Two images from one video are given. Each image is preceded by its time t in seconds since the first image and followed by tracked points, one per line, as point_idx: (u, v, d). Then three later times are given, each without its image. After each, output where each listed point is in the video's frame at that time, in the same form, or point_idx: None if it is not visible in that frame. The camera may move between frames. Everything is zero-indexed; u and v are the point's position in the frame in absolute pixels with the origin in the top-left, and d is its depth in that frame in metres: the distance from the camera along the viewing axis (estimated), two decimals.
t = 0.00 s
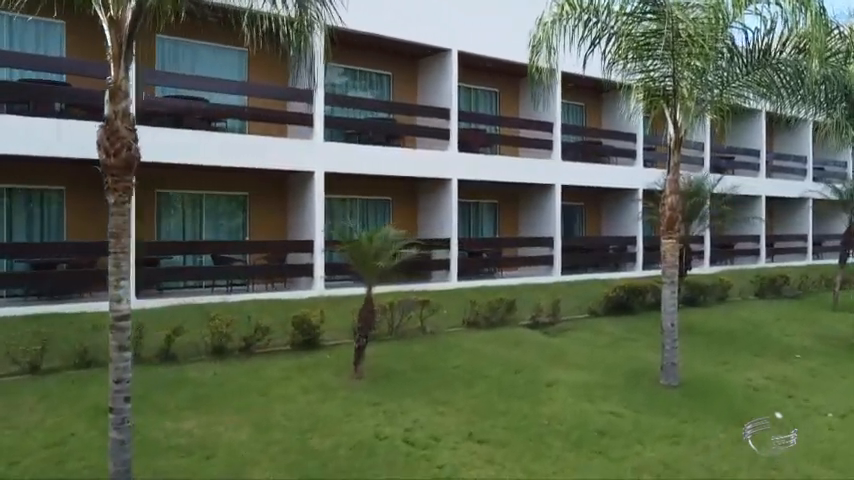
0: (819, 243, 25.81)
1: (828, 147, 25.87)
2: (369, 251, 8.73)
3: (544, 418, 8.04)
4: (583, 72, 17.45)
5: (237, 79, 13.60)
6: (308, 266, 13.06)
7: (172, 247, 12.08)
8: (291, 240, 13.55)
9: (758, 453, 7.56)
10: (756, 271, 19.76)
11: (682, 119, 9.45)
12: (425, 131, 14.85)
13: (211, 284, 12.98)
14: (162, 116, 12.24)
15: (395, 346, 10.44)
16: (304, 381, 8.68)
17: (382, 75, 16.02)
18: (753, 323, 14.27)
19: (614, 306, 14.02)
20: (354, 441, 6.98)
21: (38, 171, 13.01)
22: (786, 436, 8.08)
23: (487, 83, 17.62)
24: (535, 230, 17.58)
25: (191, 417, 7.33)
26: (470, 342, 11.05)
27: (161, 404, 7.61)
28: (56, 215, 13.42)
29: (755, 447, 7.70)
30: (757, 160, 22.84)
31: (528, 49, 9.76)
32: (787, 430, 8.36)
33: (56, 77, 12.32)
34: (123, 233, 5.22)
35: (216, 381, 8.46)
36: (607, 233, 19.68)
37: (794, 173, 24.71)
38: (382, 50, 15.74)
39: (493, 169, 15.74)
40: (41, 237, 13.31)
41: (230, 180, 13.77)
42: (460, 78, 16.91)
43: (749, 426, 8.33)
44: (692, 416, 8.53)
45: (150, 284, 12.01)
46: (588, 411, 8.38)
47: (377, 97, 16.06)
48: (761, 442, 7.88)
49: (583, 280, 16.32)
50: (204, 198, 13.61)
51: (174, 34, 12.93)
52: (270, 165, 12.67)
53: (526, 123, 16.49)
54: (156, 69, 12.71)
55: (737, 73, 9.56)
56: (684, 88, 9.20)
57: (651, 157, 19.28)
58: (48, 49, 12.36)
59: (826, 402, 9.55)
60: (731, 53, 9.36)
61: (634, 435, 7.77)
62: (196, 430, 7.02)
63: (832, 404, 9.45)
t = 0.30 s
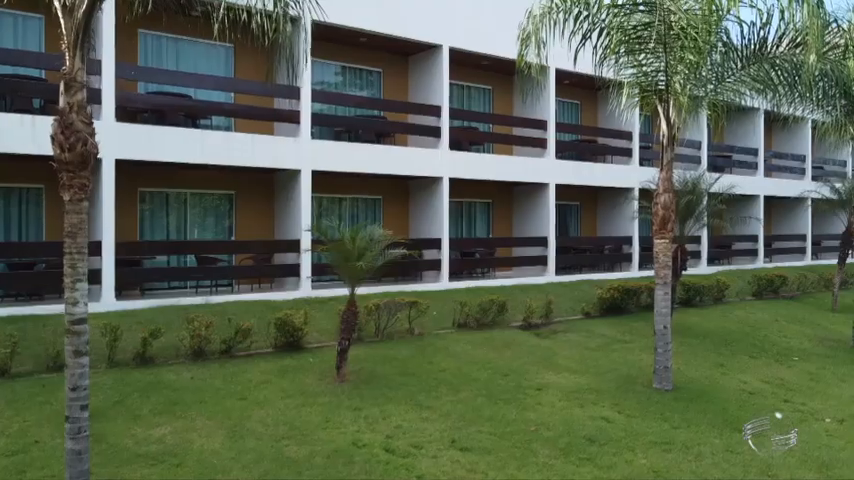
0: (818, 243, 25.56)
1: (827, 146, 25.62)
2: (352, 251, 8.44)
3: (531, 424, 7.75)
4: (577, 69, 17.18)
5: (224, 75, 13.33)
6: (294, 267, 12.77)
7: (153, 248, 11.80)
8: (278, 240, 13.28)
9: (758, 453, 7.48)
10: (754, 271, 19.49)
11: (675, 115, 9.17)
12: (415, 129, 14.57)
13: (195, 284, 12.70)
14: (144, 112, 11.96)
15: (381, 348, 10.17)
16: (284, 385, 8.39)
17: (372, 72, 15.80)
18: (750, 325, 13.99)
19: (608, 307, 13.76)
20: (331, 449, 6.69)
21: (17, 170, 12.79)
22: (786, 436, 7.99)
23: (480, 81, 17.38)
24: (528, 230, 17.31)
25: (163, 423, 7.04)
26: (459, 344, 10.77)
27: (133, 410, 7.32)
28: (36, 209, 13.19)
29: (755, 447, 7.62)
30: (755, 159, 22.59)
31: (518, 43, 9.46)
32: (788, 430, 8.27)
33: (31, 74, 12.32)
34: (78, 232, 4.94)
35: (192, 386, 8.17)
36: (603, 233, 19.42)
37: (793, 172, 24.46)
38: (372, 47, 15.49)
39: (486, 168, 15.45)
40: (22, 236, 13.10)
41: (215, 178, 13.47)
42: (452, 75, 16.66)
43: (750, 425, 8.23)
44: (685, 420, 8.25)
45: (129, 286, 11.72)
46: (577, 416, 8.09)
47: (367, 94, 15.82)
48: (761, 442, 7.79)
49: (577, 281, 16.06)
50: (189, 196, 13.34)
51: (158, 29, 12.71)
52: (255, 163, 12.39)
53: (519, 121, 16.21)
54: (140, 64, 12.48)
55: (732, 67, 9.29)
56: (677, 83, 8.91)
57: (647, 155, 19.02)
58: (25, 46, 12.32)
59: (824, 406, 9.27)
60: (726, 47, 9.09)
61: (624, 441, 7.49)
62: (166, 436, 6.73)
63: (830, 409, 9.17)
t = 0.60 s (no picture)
0: (816, 243, 25.28)
1: (826, 144, 25.35)
2: (333, 251, 8.15)
3: (516, 431, 7.48)
4: (571, 66, 16.92)
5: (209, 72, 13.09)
6: (280, 267, 12.53)
7: (134, 249, 11.53)
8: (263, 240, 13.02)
9: (759, 453, 7.45)
10: (751, 271, 19.23)
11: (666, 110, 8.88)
12: (405, 126, 14.30)
13: (179, 285, 12.44)
14: (125, 108, 11.68)
15: (366, 352, 9.89)
16: (262, 390, 8.11)
17: (362, 69, 15.56)
18: (746, 327, 13.72)
19: (602, 309, 13.49)
20: (306, 458, 6.41)
21: None
22: (786, 436, 7.98)
23: (473, 78, 17.14)
24: (522, 230, 17.04)
25: (132, 431, 6.76)
26: (447, 347, 10.49)
27: (102, 417, 7.05)
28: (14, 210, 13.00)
29: (755, 447, 7.59)
30: (753, 157, 22.32)
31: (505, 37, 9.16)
32: (787, 430, 8.26)
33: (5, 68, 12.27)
34: (29, 232, 4.69)
35: (166, 391, 7.90)
36: (598, 233, 19.16)
37: (791, 171, 24.19)
38: (362, 43, 15.24)
39: (478, 166, 15.18)
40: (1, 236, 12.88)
41: (199, 176, 13.31)
42: (443, 72, 16.42)
43: (749, 425, 8.20)
44: (677, 427, 7.97)
45: (109, 287, 11.45)
46: (565, 422, 7.82)
47: (357, 91, 15.58)
48: (761, 442, 7.76)
49: (571, 282, 15.80)
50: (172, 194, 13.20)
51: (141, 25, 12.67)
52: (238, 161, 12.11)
53: (512, 119, 15.94)
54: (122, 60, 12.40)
55: (726, 61, 9.00)
56: (669, 78, 8.62)
57: (643, 154, 18.76)
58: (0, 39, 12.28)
59: (821, 412, 8.99)
60: (720, 40, 8.79)
61: (613, 449, 7.21)
62: (134, 445, 6.45)
63: (827, 414, 8.89)
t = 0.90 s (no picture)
0: (816, 243, 24.97)
1: (825, 143, 25.05)
2: (312, 252, 7.85)
3: (500, 439, 7.18)
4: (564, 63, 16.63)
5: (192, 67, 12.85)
6: (265, 268, 12.24)
7: (112, 249, 11.20)
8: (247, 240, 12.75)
9: (759, 453, 7.43)
10: (749, 272, 18.93)
11: (658, 106, 8.57)
12: (394, 124, 14.01)
13: (161, 286, 12.14)
14: (104, 105, 11.39)
15: (349, 355, 9.59)
16: (237, 397, 7.82)
17: (350, 65, 15.31)
18: (743, 329, 13.41)
19: (595, 311, 13.19)
20: (276, 469, 6.12)
21: None
22: (786, 436, 7.96)
23: (464, 75, 16.88)
24: (514, 230, 16.74)
25: (96, 440, 6.48)
26: (433, 350, 10.19)
27: (66, 425, 6.76)
28: None
29: (755, 447, 7.57)
30: (750, 156, 22.04)
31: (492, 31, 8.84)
32: (787, 430, 8.23)
33: None
34: None
35: (137, 397, 7.61)
36: (593, 233, 18.88)
37: (789, 169, 23.90)
38: (350, 40, 14.98)
39: (470, 165, 14.88)
40: None
41: (182, 176, 13.39)
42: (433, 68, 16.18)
43: (749, 425, 8.17)
44: (667, 435, 7.67)
45: (86, 289, 11.14)
46: (551, 430, 7.52)
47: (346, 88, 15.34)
48: (761, 442, 7.74)
49: (565, 283, 15.52)
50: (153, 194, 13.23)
51: (122, 20, 12.61)
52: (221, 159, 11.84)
53: (504, 117, 15.65)
54: (101, 56, 12.33)
55: (720, 56, 8.71)
56: (660, 72, 8.31)
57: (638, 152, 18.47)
58: None
59: (818, 418, 8.70)
60: (713, 33, 8.50)
61: (600, 459, 6.92)
62: (96, 456, 6.17)
63: (824, 421, 8.60)
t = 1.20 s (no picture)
0: (815, 244, 24.66)
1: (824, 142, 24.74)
2: (287, 253, 7.55)
3: (480, 448, 6.87)
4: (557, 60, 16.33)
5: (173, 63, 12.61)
6: (248, 269, 12.00)
7: (90, 250, 10.96)
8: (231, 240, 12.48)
9: (758, 453, 7.38)
10: (746, 272, 18.63)
11: (648, 102, 8.24)
12: (382, 123, 13.71)
13: (142, 288, 11.86)
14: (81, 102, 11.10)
15: (330, 359, 9.28)
16: (208, 403, 7.51)
17: (338, 62, 15.05)
18: (739, 331, 13.10)
19: (587, 313, 12.89)
20: None
21: None
22: (786, 436, 7.89)
23: (455, 73, 16.61)
24: (506, 231, 16.45)
25: (54, 451, 6.19)
26: (418, 354, 9.88)
27: (24, 435, 6.47)
28: None
29: (755, 447, 7.51)
30: (748, 155, 21.74)
31: (477, 24, 8.51)
32: (788, 430, 8.16)
33: None
34: None
35: (103, 403, 7.31)
36: (587, 234, 18.58)
37: (787, 169, 23.61)
38: (337, 35, 14.69)
39: (460, 164, 14.59)
40: None
41: (163, 176, 13.28)
42: (422, 64, 15.92)
43: (749, 425, 8.11)
44: (656, 443, 7.36)
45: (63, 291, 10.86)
46: (535, 438, 7.22)
47: (333, 84, 15.07)
48: (761, 442, 7.68)
49: (558, 284, 15.24)
50: (132, 194, 13.15)
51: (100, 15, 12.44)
52: (203, 157, 11.57)
53: (496, 115, 15.35)
54: (77, 50, 12.18)
55: (713, 49, 8.38)
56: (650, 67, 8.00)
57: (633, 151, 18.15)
58: None
59: (815, 425, 8.39)
60: (705, 26, 8.19)
61: (585, 469, 6.62)
62: (51, 468, 5.88)
63: (820, 428, 8.29)
